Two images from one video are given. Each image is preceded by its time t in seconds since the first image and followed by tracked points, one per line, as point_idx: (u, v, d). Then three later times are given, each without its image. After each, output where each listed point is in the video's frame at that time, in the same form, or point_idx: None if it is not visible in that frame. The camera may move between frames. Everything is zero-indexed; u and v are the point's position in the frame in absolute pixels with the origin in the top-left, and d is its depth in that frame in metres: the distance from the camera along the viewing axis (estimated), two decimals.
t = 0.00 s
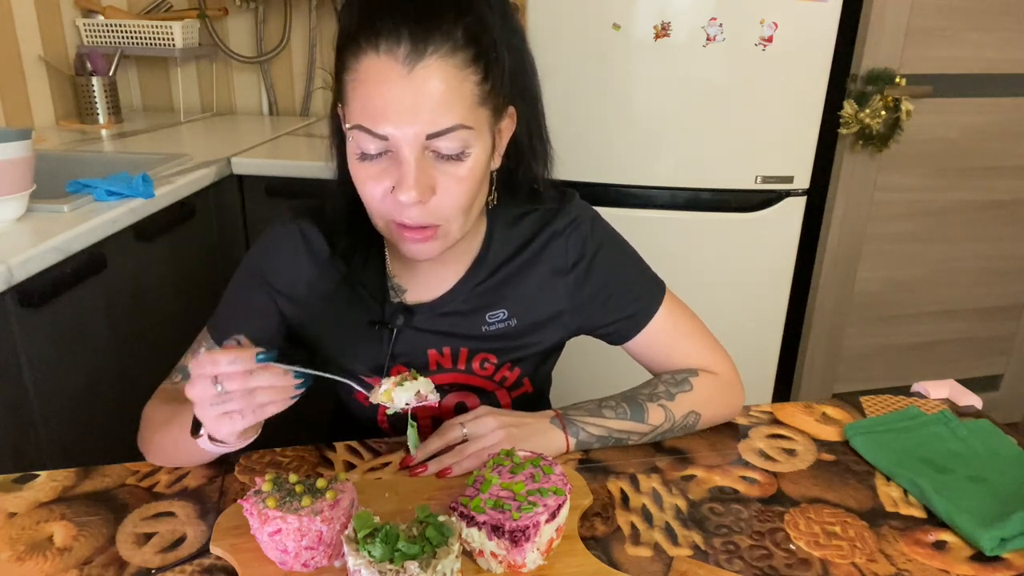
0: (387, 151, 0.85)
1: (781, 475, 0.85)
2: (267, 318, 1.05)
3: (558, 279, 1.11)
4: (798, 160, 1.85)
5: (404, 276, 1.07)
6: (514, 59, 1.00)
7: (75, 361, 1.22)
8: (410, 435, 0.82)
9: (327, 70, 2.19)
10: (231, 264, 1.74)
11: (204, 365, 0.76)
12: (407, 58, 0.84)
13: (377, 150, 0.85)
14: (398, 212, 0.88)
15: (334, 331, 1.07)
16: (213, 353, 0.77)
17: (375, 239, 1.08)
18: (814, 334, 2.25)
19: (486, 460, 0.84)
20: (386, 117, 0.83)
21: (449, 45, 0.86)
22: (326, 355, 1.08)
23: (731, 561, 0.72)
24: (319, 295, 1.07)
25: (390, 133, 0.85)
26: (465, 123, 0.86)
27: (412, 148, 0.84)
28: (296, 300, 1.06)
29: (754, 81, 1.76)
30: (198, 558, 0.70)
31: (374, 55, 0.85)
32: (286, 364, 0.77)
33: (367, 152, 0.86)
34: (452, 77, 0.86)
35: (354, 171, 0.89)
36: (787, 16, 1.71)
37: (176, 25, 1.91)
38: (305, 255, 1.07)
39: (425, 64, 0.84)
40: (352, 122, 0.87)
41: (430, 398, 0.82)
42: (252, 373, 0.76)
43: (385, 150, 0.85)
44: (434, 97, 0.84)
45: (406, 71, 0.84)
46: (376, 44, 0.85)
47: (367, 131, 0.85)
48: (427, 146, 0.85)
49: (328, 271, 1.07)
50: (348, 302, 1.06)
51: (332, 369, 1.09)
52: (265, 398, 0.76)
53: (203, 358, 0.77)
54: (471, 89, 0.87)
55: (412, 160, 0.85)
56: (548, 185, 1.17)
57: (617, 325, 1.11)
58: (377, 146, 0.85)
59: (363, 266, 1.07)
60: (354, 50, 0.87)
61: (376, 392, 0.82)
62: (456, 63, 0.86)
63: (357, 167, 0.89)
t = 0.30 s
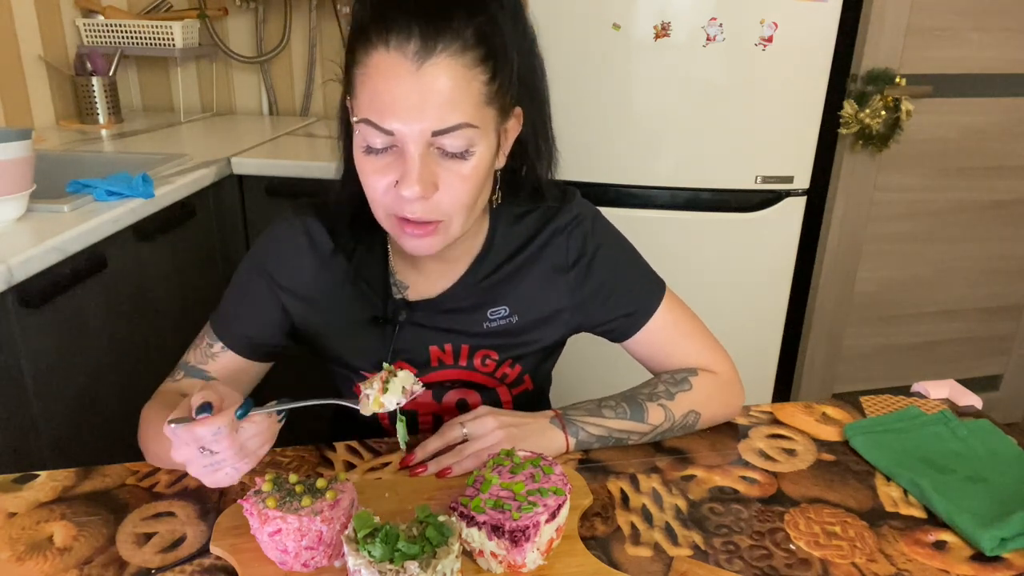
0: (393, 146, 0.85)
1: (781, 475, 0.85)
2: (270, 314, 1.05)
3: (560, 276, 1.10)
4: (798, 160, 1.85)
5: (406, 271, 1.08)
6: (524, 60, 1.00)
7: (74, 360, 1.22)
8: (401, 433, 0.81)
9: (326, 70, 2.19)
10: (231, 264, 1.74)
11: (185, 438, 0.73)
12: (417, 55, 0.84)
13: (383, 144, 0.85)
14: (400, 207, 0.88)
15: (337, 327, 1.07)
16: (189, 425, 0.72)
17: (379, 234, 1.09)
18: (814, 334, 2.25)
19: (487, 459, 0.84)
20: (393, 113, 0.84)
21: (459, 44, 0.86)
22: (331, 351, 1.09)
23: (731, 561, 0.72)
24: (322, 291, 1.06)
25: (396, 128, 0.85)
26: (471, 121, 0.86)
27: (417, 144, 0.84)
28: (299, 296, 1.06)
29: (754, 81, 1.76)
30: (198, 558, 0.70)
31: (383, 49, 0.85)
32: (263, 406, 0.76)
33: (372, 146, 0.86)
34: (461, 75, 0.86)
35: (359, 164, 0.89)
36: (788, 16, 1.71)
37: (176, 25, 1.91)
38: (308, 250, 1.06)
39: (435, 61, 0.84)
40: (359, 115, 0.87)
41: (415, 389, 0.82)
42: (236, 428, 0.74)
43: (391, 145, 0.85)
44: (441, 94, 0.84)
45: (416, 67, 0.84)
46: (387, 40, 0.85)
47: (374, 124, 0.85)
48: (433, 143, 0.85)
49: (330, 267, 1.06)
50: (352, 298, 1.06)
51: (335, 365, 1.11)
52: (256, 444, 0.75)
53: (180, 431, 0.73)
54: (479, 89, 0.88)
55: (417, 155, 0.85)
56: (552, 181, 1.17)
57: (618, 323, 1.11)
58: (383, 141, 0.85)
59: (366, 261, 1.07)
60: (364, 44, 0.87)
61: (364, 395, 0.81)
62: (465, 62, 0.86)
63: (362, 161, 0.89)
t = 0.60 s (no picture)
0: (401, 149, 0.85)
1: (781, 475, 0.85)
2: (271, 313, 1.05)
3: (561, 276, 1.10)
4: (798, 160, 1.85)
5: (409, 273, 1.08)
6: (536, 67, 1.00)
7: (74, 360, 1.22)
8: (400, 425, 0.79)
9: (327, 70, 2.19)
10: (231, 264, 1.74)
11: (186, 427, 0.74)
12: (429, 60, 0.84)
13: (391, 147, 0.85)
14: (405, 210, 0.88)
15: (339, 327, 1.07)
16: (190, 414, 0.74)
17: (381, 234, 1.08)
18: (814, 334, 2.25)
19: (487, 459, 0.84)
20: (403, 116, 0.83)
21: (472, 50, 0.86)
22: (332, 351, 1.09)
23: (731, 561, 0.72)
24: (325, 291, 1.06)
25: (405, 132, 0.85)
26: (480, 128, 0.86)
27: (426, 148, 0.84)
28: (301, 296, 1.06)
29: (754, 81, 1.76)
30: (199, 558, 0.70)
31: (396, 52, 0.85)
32: (263, 396, 0.77)
33: (381, 148, 0.86)
34: (473, 81, 0.86)
35: (365, 165, 0.89)
36: (788, 16, 1.71)
37: (176, 25, 1.91)
38: (310, 251, 1.06)
39: (447, 67, 0.84)
40: (368, 116, 0.87)
41: (415, 380, 0.82)
42: (236, 418, 0.75)
43: (399, 148, 0.85)
44: (452, 100, 0.84)
45: (428, 72, 0.84)
46: (399, 43, 0.85)
47: (383, 126, 0.85)
48: (441, 148, 0.85)
49: (332, 268, 1.06)
50: (354, 299, 1.06)
51: (336, 366, 1.11)
52: (256, 433, 0.77)
53: (182, 420, 0.74)
54: (489, 96, 0.87)
55: (425, 160, 0.85)
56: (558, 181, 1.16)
57: (619, 323, 1.11)
58: (391, 143, 0.85)
59: (368, 263, 1.06)
60: (377, 45, 0.87)
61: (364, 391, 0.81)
62: (477, 69, 0.86)
63: (369, 162, 0.89)
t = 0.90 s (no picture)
0: (395, 181, 0.83)
1: (781, 475, 0.85)
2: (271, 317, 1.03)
3: (560, 282, 1.10)
4: (798, 161, 1.85)
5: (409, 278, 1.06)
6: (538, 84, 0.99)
7: (74, 360, 1.21)
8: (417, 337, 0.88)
9: (327, 70, 2.19)
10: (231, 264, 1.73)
11: (207, 347, 0.74)
12: (426, 96, 0.82)
13: (385, 178, 0.84)
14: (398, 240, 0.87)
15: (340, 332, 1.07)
16: (210, 334, 0.74)
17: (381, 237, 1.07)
18: (815, 334, 2.25)
19: (487, 460, 0.84)
20: (397, 148, 0.81)
21: (471, 87, 0.84)
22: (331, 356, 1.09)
23: (731, 561, 0.72)
24: (327, 296, 1.07)
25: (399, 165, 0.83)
26: (476, 165, 0.84)
27: (420, 185, 0.82)
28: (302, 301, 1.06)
29: (754, 81, 1.76)
30: (199, 558, 0.70)
31: (393, 84, 0.82)
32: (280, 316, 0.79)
33: (375, 177, 0.84)
34: (470, 119, 0.83)
35: (359, 190, 0.88)
36: (787, 16, 1.71)
37: (176, 25, 1.91)
38: (312, 255, 1.07)
39: (445, 104, 0.82)
40: (362, 145, 0.85)
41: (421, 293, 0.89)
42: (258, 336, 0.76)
43: (393, 180, 0.83)
44: (448, 139, 0.82)
45: (424, 108, 0.82)
46: (396, 75, 0.82)
47: (377, 158, 0.83)
48: (436, 184, 0.83)
49: (332, 273, 1.07)
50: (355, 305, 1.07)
51: (335, 369, 1.10)
52: (278, 354, 0.78)
53: (202, 340, 0.74)
54: (487, 132, 0.85)
55: (419, 196, 0.83)
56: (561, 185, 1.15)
57: (619, 327, 1.11)
58: (385, 175, 0.83)
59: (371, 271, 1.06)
60: (375, 74, 0.84)
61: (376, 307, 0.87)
62: (476, 105, 0.84)
63: (363, 189, 0.87)
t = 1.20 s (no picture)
0: (392, 209, 0.83)
1: (781, 475, 0.85)
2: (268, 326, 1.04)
3: (560, 287, 1.10)
4: (798, 161, 1.85)
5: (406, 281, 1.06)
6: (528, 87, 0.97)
7: (74, 360, 1.21)
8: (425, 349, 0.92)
9: (326, 70, 2.19)
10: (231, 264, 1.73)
11: (226, 327, 0.76)
12: (417, 125, 0.80)
13: (381, 207, 0.83)
14: (400, 265, 0.87)
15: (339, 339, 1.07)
16: (232, 315, 0.76)
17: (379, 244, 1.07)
18: (815, 334, 2.25)
19: (486, 461, 0.84)
20: (390, 177, 0.80)
21: (462, 111, 0.82)
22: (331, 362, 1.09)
23: (731, 561, 0.72)
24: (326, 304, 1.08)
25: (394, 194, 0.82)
26: (474, 188, 0.84)
27: (417, 214, 0.82)
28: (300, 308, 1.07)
29: (754, 82, 1.76)
30: (199, 558, 0.70)
31: (382, 114, 0.81)
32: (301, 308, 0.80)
33: (371, 207, 0.84)
34: (464, 143, 0.82)
35: (357, 218, 0.87)
36: (787, 16, 1.71)
37: (176, 25, 1.92)
38: (309, 264, 1.07)
39: (436, 132, 0.81)
40: (355, 176, 0.84)
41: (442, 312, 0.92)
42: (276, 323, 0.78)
43: (390, 209, 0.83)
44: (442, 165, 0.81)
45: (415, 137, 0.80)
46: (385, 106, 0.81)
47: (371, 190, 0.82)
48: (434, 211, 0.83)
49: (330, 281, 1.07)
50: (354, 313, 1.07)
51: (334, 377, 1.11)
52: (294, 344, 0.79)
53: (222, 321, 0.76)
54: (482, 153, 0.84)
55: (417, 224, 0.82)
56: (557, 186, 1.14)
57: (619, 331, 1.11)
58: (381, 205, 0.82)
59: (369, 279, 1.06)
60: (362, 104, 0.83)
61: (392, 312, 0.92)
62: (469, 129, 0.83)
63: (360, 217, 0.86)
